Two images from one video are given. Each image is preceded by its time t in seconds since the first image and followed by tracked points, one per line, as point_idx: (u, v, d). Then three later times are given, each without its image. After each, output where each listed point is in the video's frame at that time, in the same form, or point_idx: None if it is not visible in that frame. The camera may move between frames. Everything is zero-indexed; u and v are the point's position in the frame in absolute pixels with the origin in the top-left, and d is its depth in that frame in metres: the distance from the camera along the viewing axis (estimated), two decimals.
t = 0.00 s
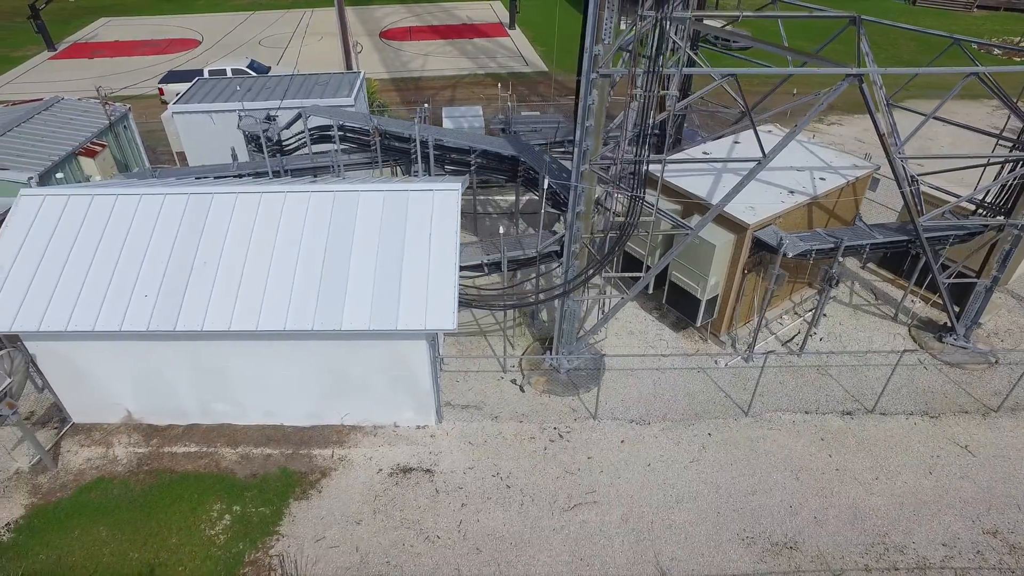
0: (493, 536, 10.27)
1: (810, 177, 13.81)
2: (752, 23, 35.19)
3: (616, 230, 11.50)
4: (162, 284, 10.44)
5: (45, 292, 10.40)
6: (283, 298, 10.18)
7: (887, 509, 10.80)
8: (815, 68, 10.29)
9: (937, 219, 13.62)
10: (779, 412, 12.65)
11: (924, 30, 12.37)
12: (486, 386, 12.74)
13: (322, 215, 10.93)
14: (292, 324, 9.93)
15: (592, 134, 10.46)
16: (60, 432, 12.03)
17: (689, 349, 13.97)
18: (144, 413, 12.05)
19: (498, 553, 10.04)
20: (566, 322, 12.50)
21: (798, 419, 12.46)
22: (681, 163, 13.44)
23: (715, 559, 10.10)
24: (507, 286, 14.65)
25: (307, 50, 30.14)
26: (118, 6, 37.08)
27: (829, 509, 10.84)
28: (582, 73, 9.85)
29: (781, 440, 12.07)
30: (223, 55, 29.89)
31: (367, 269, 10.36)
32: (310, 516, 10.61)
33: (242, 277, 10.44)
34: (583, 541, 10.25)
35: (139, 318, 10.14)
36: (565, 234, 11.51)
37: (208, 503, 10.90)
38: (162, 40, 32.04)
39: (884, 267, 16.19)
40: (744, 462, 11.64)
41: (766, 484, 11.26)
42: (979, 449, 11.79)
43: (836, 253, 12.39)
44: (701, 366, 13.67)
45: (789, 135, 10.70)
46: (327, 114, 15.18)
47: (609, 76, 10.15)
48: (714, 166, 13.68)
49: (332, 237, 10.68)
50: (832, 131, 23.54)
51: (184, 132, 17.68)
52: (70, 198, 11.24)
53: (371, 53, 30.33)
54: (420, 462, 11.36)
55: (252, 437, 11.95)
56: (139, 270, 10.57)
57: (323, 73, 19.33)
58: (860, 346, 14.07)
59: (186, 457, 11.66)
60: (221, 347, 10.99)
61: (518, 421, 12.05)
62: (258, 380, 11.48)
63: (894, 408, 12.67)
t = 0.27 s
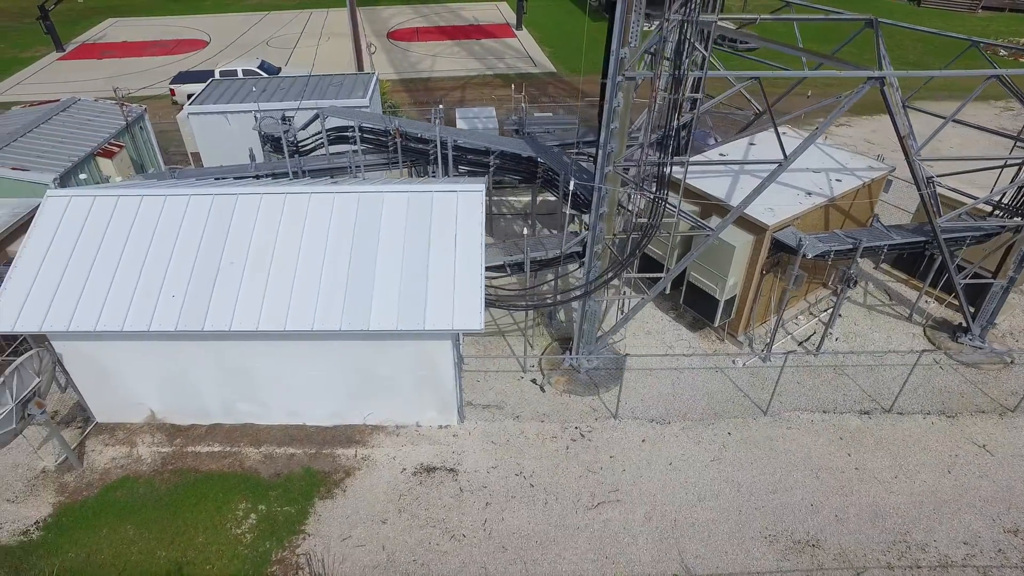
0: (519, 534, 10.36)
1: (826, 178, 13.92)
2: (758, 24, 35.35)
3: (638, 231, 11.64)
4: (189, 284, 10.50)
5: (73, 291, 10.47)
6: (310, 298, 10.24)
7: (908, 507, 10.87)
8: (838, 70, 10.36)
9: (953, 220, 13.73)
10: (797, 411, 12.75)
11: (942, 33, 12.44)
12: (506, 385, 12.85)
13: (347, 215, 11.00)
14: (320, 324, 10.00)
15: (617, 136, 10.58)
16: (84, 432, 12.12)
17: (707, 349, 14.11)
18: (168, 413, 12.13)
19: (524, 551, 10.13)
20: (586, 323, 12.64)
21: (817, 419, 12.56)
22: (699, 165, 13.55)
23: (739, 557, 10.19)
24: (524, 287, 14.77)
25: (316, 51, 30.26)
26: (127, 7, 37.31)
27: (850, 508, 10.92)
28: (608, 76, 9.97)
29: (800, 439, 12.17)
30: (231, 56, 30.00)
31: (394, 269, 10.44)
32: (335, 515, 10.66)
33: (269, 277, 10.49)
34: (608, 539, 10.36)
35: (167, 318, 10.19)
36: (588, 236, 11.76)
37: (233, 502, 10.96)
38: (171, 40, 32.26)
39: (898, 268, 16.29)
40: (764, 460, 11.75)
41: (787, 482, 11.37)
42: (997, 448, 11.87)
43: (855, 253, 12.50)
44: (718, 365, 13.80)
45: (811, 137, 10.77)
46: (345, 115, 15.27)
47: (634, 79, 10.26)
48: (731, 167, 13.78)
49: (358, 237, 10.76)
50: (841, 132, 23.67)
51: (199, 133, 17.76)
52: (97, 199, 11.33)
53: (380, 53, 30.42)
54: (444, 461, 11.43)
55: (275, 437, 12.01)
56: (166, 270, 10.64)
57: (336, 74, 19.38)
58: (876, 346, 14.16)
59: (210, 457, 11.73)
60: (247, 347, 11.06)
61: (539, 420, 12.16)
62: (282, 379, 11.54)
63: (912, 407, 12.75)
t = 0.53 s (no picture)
0: (545, 533, 10.47)
1: (843, 180, 14.02)
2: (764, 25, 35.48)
3: (661, 232, 11.78)
4: (216, 285, 10.54)
5: (102, 292, 10.53)
6: (338, 298, 10.30)
7: (930, 507, 10.96)
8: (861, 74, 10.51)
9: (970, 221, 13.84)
10: (816, 410, 12.85)
11: (960, 35, 12.58)
12: (527, 385, 12.97)
13: (372, 216, 11.06)
14: (349, 325, 10.06)
15: (642, 138, 10.70)
16: (109, 432, 12.21)
17: (724, 349, 14.24)
18: (192, 413, 12.19)
19: (551, 550, 10.24)
20: (607, 323, 12.76)
21: (836, 418, 12.65)
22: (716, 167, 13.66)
23: (763, 555, 10.29)
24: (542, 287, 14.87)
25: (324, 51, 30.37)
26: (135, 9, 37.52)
27: (872, 507, 11.01)
28: (634, 79, 10.10)
29: (820, 438, 12.27)
30: (240, 57, 30.10)
31: (421, 270, 10.51)
32: (362, 515, 10.73)
33: (296, 278, 10.54)
34: (633, 538, 10.48)
35: (196, 319, 10.23)
36: (610, 238, 11.91)
37: (259, 502, 11.02)
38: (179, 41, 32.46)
39: (912, 268, 16.37)
40: (785, 460, 11.86)
41: (808, 481, 11.47)
42: (1016, 448, 11.96)
43: (874, 254, 12.61)
44: (736, 365, 13.92)
45: (832, 139, 10.94)
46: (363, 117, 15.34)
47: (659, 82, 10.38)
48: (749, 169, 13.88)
49: (384, 238, 10.82)
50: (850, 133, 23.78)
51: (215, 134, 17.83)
52: (123, 200, 11.39)
53: (388, 54, 30.51)
54: (468, 461, 11.52)
55: (298, 437, 12.07)
56: (193, 271, 10.68)
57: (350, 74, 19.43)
58: (893, 346, 14.25)
59: (235, 456, 11.79)
60: (273, 348, 11.12)
61: (562, 420, 12.28)
62: (307, 380, 11.60)
63: (930, 407, 12.83)
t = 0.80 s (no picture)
0: (570, 531, 10.59)
1: (859, 181, 14.10)
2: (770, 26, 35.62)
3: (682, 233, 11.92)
4: (242, 284, 10.56)
5: (129, 292, 10.58)
6: (365, 298, 10.33)
7: (950, 505, 11.04)
8: (883, 75, 10.63)
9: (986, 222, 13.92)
10: (834, 409, 12.93)
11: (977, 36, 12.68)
12: (548, 384, 13.10)
13: (397, 216, 11.10)
14: (376, 324, 10.10)
15: (665, 139, 10.83)
16: (132, 431, 12.27)
17: (741, 348, 14.35)
18: (214, 412, 12.24)
19: (576, 548, 10.35)
20: (627, 323, 12.86)
21: (854, 417, 12.74)
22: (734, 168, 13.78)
23: (786, 552, 10.38)
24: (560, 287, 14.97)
25: (333, 52, 30.47)
26: (142, 10, 37.68)
27: (893, 505, 11.10)
28: (659, 81, 10.22)
29: (839, 437, 12.36)
30: (249, 58, 30.19)
31: (447, 270, 10.56)
32: (387, 514, 10.79)
33: (322, 277, 10.57)
34: (657, 536, 10.59)
35: (223, 318, 10.26)
36: (632, 238, 12.03)
37: (284, 501, 11.07)
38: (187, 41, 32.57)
39: (925, 269, 16.46)
40: (805, 458, 11.95)
41: (829, 479, 11.56)
42: None
43: (892, 255, 12.69)
44: (753, 365, 14.04)
45: (853, 140, 11.06)
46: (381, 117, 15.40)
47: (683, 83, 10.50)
48: (765, 169, 13.99)
49: (409, 237, 10.86)
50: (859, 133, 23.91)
51: (230, 134, 17.88)
52: (148, 199, 11.43)
53: (396, 54, 30.59)
54: (491, 460, 11.61)
55: (321, 436, 12.13)
56: (220, 270, 10.71)
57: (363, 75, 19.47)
58: (909, 346, 14.34)
59: (258, 456, 11.84)
60: (298, 348, 11.17)
61: (583, 419, 12.40)
62: (331, 379, 11.64)
63: (948, 406, 12.92)
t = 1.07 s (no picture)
0: (595, 528, 10.70)
1: (875, 181, 14.20)
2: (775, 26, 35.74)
3: (703, 233, 12.05)
4: (269, 284, 10.60)
5: (156, 291, 10.64)
6: (392, 298, 10.39)
7: (970, 503, 11.14)
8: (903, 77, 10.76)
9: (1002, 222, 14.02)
10: (852, 408, 13.02)
11: (994, 37, 12.78)
12: (568, 383, 13.26)
13: (421, 215, 11.18)
14: (404, 323, 10.16)
15: (688, 140, 10.94)
16: (155, 430, 12.32)
17: (758, 347, 14.47)
18: (237, 411, 12.30)
19: (601, 545, 10.47)
20: (647, 323, 12.99)
21: (872, 416, 12.83)
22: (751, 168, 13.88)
23: (809, 549, 10.47)
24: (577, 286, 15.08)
25: (341, 53, 30.58)
26: (149, 10, 37.80)
27: (913, 502, 11.20)
28: (683, 82, 10.35)
29: (858, 435, 12.46)
30: (257, 58, 30.28)
31: (473, 268, 10.63)
32: (412, 511, 10.87)
33: (348, 277, 10.62)
34: (681, 533, 10.71)
35: (251, 318, 10.30)
36: (653, 238, 12.17)
37: (309, 499, 11.12)
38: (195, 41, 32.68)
39: (939, 269, 16.57)
40: (824, 456, 12.05)
41: (848, 477, 11.66)
42: None
43: (910, 255, 12.80)
44: (770, 364, 14.15)
45: (873, 141, 11.17)
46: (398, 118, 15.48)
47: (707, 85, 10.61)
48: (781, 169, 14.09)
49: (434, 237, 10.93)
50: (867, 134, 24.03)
51: (245, 134, 17.95)
52: (172, 199, 11.49)
53: (404, 54, 30.68)
54: (514, 458, 11.70)
55: (344, 434, 12.19)
56: (246, 270, 10.76)
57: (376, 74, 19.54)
58: (924, 345, 14.44)
59: (281, 454, 11.89)
60: (323, 346, 11.24)
61: (604, 418, 12.55)
62: (355, 378, 11.70)
63: (965, 404, 13.02)
